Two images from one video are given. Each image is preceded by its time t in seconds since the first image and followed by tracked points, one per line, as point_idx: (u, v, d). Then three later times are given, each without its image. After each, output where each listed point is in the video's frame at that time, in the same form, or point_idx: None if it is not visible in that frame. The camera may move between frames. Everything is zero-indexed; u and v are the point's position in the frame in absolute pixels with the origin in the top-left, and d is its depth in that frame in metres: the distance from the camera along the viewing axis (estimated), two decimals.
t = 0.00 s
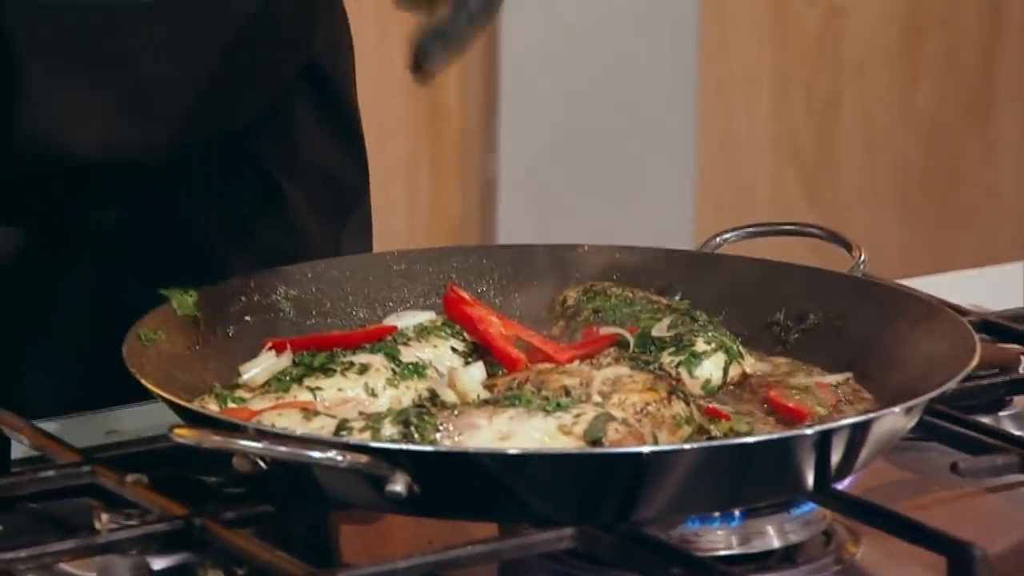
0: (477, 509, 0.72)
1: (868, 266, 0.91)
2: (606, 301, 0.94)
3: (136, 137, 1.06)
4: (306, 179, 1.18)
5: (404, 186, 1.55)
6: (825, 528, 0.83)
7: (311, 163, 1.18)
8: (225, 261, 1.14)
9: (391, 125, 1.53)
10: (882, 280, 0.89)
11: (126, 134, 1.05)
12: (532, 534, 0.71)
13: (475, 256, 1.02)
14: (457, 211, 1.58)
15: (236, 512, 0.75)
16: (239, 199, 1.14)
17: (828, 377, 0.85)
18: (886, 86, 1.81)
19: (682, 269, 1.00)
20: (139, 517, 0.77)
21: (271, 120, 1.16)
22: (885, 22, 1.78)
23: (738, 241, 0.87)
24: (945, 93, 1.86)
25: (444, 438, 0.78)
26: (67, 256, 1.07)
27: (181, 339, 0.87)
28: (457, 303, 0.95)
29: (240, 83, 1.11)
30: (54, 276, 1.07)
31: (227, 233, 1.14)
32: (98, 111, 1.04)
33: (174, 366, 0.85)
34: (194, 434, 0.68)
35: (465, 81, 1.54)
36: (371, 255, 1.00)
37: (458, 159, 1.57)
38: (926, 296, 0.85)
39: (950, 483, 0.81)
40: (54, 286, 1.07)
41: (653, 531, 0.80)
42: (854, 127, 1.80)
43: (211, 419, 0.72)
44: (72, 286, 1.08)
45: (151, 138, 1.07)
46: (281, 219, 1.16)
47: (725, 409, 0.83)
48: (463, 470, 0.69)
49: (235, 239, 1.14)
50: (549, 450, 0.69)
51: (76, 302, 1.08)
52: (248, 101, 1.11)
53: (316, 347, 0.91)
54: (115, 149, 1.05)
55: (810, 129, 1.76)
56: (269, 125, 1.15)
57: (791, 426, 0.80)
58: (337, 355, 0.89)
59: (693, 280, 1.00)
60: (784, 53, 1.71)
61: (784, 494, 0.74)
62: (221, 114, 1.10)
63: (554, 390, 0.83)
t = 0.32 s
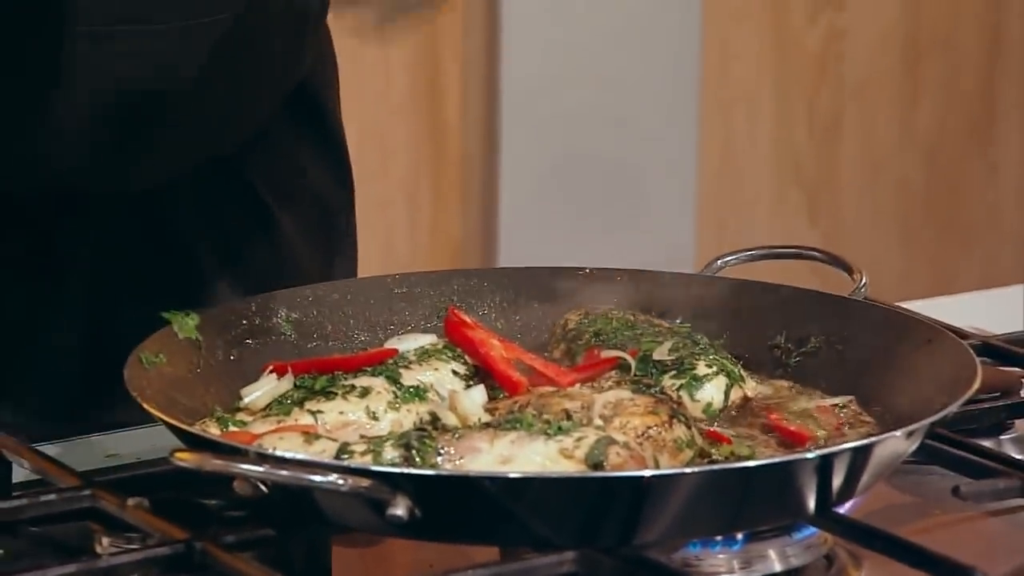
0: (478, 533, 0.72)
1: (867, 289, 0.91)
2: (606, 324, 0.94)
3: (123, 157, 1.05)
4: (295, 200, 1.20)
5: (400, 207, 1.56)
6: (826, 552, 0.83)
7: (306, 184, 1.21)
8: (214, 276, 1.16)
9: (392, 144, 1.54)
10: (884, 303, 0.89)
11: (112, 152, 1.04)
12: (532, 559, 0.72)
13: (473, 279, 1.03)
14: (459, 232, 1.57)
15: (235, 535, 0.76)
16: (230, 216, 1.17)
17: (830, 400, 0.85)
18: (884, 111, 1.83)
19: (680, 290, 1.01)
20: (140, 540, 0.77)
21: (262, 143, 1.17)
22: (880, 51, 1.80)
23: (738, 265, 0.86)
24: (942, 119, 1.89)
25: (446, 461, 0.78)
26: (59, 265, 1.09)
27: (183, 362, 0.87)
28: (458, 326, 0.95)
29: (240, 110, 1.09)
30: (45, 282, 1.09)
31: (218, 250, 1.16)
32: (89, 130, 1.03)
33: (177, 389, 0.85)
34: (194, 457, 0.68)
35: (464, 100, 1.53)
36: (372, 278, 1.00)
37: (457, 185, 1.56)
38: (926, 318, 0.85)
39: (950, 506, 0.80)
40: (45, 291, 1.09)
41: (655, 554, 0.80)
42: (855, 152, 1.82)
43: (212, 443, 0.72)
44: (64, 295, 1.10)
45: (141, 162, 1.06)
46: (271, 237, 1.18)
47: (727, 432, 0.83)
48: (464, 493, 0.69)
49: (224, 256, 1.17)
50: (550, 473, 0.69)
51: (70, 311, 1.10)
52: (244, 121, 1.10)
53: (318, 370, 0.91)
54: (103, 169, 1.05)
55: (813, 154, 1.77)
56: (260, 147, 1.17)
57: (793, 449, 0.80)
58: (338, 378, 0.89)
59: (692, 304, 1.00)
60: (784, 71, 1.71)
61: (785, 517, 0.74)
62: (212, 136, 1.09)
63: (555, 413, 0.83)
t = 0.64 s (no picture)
0: (478, 530, 0.74)
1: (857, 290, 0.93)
2: (603, 325, 0.96)
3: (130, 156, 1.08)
4: (295, 202, 1.23)
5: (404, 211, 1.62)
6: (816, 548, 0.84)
7: (303, 190, 1.23)
8: (215, 275, 1.19)
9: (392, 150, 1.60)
10: (872, 305, 0.91)
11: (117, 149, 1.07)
12: (530, 555, 0.75)
13: (472, 281, 1.05)
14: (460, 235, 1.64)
15: (243, 532, 0.79)
16: (228, 218, 1.19)
17: (820, 399, 0.88)
18: (872, 119, 1.85)
19: (674, 292, 1.03)
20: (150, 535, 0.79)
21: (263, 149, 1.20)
22: (872, 61, 1.83)
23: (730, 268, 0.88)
24: (930, 119, 1.90)
25: (446, 459, 0.81)
26: (67, 266, 1.11)
27: (191, 363, 0.89)
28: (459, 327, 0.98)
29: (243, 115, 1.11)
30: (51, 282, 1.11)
31: (219, 250, 1.19)
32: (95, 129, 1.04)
33: (184, 388, 0.87)
34: (200, 454, 0.70)
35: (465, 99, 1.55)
36: (374, 280, 1.02)
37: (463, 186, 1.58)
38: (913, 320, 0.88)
39: (938, 503, 0.83)
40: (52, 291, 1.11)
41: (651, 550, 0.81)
42: (846, 158, 1.84)
43: (219, 441, 0.74)
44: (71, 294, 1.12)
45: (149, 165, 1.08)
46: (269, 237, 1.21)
47: (720, 430, 0.85)
48: (465, 490, 0.72)
49: (227, 257, 1.19)
50: (547, 472, 0.71)
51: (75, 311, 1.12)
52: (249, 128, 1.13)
53: (322, 371, 0.93)
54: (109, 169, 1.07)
55: (804, 158, 1.80)
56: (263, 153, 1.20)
57: (784, 447, 0.82)
58: (341, 377, 0.91)
59: (686, 305, 1.02)
60: (779, 83, 1.74)
61: (777, 513, 0.76)
62: (214, 138, 1.11)
63: (553, 412, 0.85)
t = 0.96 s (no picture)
0: (479, 523, 0.78)
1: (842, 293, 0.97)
2: (599, 328, 1.00)
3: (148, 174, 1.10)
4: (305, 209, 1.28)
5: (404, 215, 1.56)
6: (801, 539, 0.89)
7: (305, 196, 1.28)
8: (229, 271, 1.25)
9: (395, 154, 1.54)
10: (857, 309, 0.95)
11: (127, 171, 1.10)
12: (529, 547, 0.78)
13: (473, 286, 1.09)
14: (460, 237, 1.57)
15: (256, 524, 0.82)
16: (241, 216, 1.25)
17: (805, 399, 0.92)
18: (853, 127, 1.88)
19: (663, 296, 1.07)
20: (167, 528, 0.83)
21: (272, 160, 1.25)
22: (852, 76, 1.86)
23: (721, 273, 0.92)
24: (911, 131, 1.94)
25: (449, 455, 0.85)
26: (88, 268, 1.19)
27: (205, 363, 0.93)
28: (461, 330, 1.02)
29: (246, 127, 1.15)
30: (72, 283, 1.18)
31: (235, 248, 1.25)
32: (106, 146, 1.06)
33: (199, 387, 0.91)
34: (214, 451, 0.74)
35: (468, 104, 1.52)
36: (381, 285, 1.06)
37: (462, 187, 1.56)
38: (896, 322, 0.91)
39: (918, 497, 0.88)
40: (71, 291, 1.19)
41: (644, 542, 0.86)
42: (828, 167, 1.87)
43: (232, 438, 0.78)
44: (93, 293, 1.19)
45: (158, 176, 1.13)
46: (280, 235, 1.27)
47: (710, 427, 0.89)
48: (466, 486, 0.75)
49: (239, 253, 1.25)
50: (546, 468, 0.75)
51: (94, 310, 1.20)
52: (261, 138, 1.23)
53: (330, 370, 0.97)
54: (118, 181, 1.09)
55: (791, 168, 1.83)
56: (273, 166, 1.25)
57: (772, 444, 0.86)
58: (348, 377, 0.95)
59: (677, 308, 1.06)
60: (766, 93, 1.77)
61: (764, 506, 0.80)
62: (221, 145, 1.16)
63: (551, 411, 0.89)
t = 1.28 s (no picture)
0: (482, 518, 0.82)
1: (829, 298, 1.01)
2: (596, 331, 1.04)
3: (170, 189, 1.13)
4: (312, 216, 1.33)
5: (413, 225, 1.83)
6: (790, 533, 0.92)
7: (315, 203, 1.33)
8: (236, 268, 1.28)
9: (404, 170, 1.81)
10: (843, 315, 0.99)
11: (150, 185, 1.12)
12: (529, 540, 0.82)
13: (476, 291, 1.12)
14: (461, 245, 1.86)
15: (267, 519, 0.86)
16: (247, 223, 1.28)
17: (794, 399, 0.96)
18: (839, 139, 2.17)
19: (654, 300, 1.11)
20: (183, 522, 0.87)
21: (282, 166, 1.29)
22: (837, 89, 2.14)
23: (713, 279, 0.96)
24: (892, 142, 2.23)
25: (452, 453, 0.88)
26: (98, 272, 1.21)
27: (219, 365, 0.97)
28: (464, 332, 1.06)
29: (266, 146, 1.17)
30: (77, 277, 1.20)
31: (242, 263, 1.28)
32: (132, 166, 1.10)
33: (213, 388, 0.95)
34: (229, 449, 0.77)
35: (472, 124, 1.81)
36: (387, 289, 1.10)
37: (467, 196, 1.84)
38: (881, 326, 0.95)
39: (901, 492, 0.91)
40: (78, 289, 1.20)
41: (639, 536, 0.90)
42: (816, 176, 2.16)
43: (245, 437, 0.82)
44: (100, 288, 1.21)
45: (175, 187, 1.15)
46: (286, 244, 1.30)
47: (702, 426, 0.93)
48: (468, 483, 0.79)
49: (248, 255, 1.29)
50: (545, 465, 0.79)
51: (100, 312, 1.22)
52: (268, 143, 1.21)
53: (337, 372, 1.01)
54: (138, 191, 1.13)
55: (776, 176, 2.11)
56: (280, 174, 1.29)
57: (761, 442, 0.90)
58: (356, 378, 0.99)
59: (671, 311, 1.10)
60: (756, 111, 2.06)
61: (754, 502, 0.83)
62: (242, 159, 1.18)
63: (550, 410, 0.93)
